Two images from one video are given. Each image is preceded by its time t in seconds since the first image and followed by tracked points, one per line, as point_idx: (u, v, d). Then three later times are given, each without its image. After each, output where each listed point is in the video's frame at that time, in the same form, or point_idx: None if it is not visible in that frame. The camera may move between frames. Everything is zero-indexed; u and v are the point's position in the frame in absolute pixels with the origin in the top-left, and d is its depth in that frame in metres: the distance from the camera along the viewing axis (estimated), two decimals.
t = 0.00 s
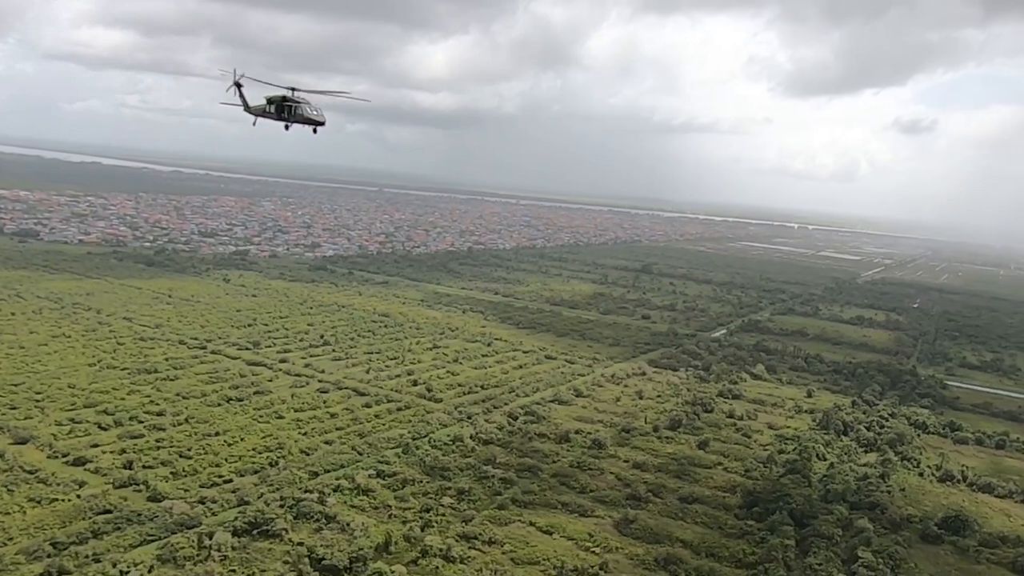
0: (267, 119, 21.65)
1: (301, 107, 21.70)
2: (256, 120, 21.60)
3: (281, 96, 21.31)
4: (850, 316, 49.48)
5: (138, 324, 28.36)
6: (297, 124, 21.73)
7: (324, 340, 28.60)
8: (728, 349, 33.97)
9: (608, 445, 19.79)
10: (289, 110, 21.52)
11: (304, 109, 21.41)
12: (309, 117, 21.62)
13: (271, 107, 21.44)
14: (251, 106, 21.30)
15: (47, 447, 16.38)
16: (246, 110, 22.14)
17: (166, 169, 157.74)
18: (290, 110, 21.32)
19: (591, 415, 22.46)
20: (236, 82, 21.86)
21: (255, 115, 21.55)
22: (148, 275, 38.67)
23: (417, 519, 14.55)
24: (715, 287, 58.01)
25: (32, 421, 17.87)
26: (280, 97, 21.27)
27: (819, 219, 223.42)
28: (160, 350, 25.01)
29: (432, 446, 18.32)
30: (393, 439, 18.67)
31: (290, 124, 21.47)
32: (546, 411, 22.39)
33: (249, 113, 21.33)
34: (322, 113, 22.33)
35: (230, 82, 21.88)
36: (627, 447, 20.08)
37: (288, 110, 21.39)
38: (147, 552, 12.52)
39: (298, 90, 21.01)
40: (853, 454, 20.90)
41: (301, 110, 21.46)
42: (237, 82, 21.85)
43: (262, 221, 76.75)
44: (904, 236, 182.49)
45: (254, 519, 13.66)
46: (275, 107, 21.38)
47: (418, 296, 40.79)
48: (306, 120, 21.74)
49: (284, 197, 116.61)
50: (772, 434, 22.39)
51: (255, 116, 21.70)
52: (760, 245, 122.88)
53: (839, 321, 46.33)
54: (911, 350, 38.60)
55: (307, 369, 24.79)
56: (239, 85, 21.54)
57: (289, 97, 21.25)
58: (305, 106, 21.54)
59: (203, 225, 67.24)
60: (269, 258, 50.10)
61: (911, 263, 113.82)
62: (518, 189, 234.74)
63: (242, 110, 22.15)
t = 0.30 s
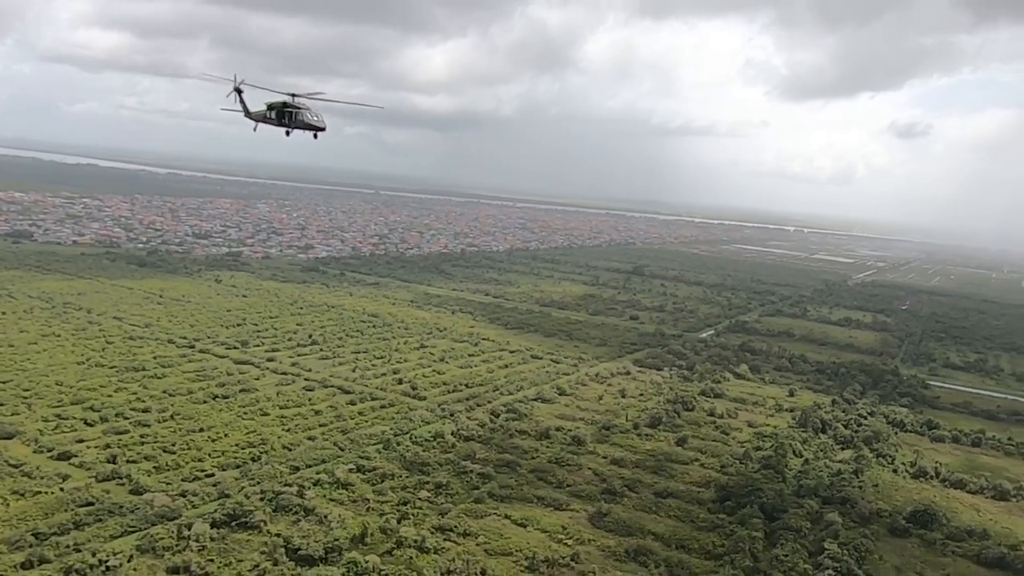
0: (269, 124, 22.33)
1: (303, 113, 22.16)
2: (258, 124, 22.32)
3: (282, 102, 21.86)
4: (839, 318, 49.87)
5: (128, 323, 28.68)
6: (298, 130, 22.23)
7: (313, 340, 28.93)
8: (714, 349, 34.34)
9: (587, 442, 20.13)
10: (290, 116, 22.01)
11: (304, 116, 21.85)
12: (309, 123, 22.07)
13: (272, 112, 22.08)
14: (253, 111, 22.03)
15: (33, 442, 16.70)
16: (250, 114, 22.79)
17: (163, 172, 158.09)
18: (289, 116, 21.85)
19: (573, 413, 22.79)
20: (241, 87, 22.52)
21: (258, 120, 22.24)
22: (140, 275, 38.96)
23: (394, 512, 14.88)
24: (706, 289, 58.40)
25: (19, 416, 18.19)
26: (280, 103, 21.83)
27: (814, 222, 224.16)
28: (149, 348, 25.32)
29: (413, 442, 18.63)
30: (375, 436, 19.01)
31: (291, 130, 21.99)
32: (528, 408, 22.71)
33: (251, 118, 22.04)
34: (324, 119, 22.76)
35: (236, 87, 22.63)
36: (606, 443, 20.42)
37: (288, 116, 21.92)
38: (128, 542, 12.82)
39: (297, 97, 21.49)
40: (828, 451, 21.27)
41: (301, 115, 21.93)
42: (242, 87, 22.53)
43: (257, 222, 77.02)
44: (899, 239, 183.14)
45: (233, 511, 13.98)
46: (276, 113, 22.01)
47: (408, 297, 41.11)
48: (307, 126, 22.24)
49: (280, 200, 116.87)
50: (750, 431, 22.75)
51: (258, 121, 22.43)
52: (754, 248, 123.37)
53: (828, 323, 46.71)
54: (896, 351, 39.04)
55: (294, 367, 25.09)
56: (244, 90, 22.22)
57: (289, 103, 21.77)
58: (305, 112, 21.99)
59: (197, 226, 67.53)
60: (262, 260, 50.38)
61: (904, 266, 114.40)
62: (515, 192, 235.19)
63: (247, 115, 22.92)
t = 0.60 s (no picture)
0: (267, 132, 22.16)
1: (301, 122, 22.22)
2: (256, 133, 22.12)
3: (280, 111, 21.79)
4: (826, 320, 50.32)
5: (116, 325, 28.95)
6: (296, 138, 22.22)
7: (299, 341, 29.25)
8: (698, 351, 34.70)
9: (566, 440, 20.44)
10: (289, 124, 22.01)
11: (303, 124, 21.91)
12: (308, 131, 22.14)
13: (270, 121, 21.93)
14: (250, 120, 21.80)
15: (17, 440, 16.98)
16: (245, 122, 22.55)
17: (157, 176, 158.34)
18: (289, 124, 21.83)
19: (554, 413, 23.12)
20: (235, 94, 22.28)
21: (255, 128, 22.06)
22: (130, 278, 39.24)
23: (371, 507, 15.20)
24: (695, 292, 58.82)
25: (4, 415, 18.47)
26: (279, 111, 21.77)
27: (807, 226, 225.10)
28: (136, 350, 25.60)
29: (393, 440, 18.96)
30: (356, 434, 19.33)
31: (290, 138, 21.91)
32: (510, 408, 23.03)
33: (249, 127, 21.76)
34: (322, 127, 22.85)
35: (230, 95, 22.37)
36: (585, 442, 20.74)
37: (288, 125, 21.88)
38: (107, 536, 13.13)
39: (297, 105, 21.49)
40: (804, 449, 21.63)
41: (300, 124, 21.98)
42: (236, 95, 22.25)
43: (250, 226, 77.31)
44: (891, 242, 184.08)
45: (212, 506, 14.29)
46: (274, 122, 21.87)
47: (397, 300, 41.42)
48: (305, 134, 22.29)
49: (274, 204, 117.14)
50: (728, 430, 23.10)
51: (255, 130, 22.20)
52: (746, 252, 124.01)
53: (814, 325, 47.13)
54: (880, 353, 39.46)
55: (279, 368, 25.39)
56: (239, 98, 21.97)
57: (288, 112, 21.77)
58: (304, 120, 22.04)
59: (190, 230, 67.81)
60: (253, 263, 50.68)
61: (895, 269, 115.09)
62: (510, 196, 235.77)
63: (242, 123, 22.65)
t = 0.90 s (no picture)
0: (265, 142, 22.53)
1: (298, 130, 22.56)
2: (254, 142, 22.49)
3: (278, 120, 22.17)
4: (812, 323, 50.83)
5: (104, 328, 29.22)
6: (294, 147, 22.59)
7: (285, 344, 29.57)
8: (682, 353, 35.09)
9: (544, 439, 20.77)
10: (286, 133, 22.38)
11: (300, 132, 22.24)
12: (306, 140, 22.48)
13: (268, 130, 22.31)
14: (248, 130, 22.19)
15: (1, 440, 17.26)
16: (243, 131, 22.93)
17: (151, 182, 158.43)
18: (286, 133, 22.19)
19: (535, 413, 23.46)
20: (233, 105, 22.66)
21: (253, 138, 22.45)
22: (120, 282, 39.50)
23: (348, 503, 15.50)
24: (683, 295, 59.32)
25: None
26: (276, 120, 22.14)
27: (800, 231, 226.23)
28: (122, 352, 25.88)
29: (373, 440, 19.27)
30: (337, 433, 19.64)
31: (288, 146, 22.28)
32: (491, 408, 23.36)
33: (247, 136, 22.16)
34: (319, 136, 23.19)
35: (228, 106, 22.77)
36: (563, 441, 21.08)
37: (285, 134, 22.25)
38: (86, 531, 13.43)
39: (294, 114, 21.86)
40: (779, 448, 22.01)
41: (298, 132, 22.33)
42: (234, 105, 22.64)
43: (241, 231, 77.62)
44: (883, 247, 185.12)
45: (190, 502, 14.58)
46: (272, 131, 22.26)
47: (386, 303, 41.77)
48: (303, 142, 22.63)
49: (267, 209, 117.46)
50: (706, 430, 23.47)
51: (253, 139, 22.58)
52: (738, 256, 124.70)
53: (800, 328, 47.62)
54: (863, 355, 39.93)
55: (264, 370, 25.70)
56: (237, 108, 22.38)
57: (285, 121, 22.14)
58: (301, 129, 22.39)
59: (182, 235, 68.08)
60: (244, 267, 50.98)
61: (885, 273, 115.87)
62: (504, 202, 236.42)
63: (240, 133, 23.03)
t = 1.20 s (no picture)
0: (261, 151, 22.90)
1: (294, 139, 22.86)
2: (251, 151, 22.88)
3: (275, 129, 22.53)
4: (798, 325, 51.30)
5: (91, 332, 29.48)
6: (291, 155, 22.90)
7: (271, 347, 29.84)
8: (666, 354, 35.46)
9: (524, 438, 21.10)
10: (282, 142, 22.72)
11: (296, 140, 22.53)
12: (302, 148, 22.75)
13: (264, 139, 22.69)
14: (245, 139, 22.59)
15: None
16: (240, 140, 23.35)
17: (144, 187, 158.46)
18: (282, 142, 22.54)
19: (516, 413, 23.79)
20: (229, 115, 23.06)
21: (250, 147, 22.85)
22: (108, 287, 39.75)
23: (325, 500, 15.80)
24: (672, 299, 59.75)
25: None
26: (273, 129, 22.51)
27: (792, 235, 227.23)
28: (108, 356, 26.13)
29: (354, 439, 19.57)
30: (318, 433, 19.93)
31: (284, 155, 22.62)
32: (472, 408, 23.68)
33: (243, 146, 22.57)
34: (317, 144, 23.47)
35: (225, 117, 23.19)
36: (541, 440, 21.42)
37: (282, 142, 22.59)
38: (65, 528, 13.71)
39: (290, 123, 22.20)
40: (755, 446, 22.38)
41: (295, 141, 22.63)
42: (231, 115, 23.05)
43: (233, 237, 77.84)
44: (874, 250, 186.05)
45: (169, 500, 14.86)
46: (268, 140, 22.64)
47: (374, 307, 42.08)
48: (299, 150, 22.92)
49: (259, 215, 117.63)
50: (684, 429, 23.83)
51: (250, 149, 22.97)
52: (729, 260, 125.35)
53: (786, 330, 48.05)
54: (847, 356, 40.38)
55: (248, 372, 25.97)
56: (234, 118, 22.81)
57: (282, 130, 22.44)
58: (297, 137, 22.66)
59: (172, 240, 68.30)
60: (233, 272, 51.23)
61: (875, 276, 116.54)
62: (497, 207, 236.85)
63: (238, 143, 23.42)
